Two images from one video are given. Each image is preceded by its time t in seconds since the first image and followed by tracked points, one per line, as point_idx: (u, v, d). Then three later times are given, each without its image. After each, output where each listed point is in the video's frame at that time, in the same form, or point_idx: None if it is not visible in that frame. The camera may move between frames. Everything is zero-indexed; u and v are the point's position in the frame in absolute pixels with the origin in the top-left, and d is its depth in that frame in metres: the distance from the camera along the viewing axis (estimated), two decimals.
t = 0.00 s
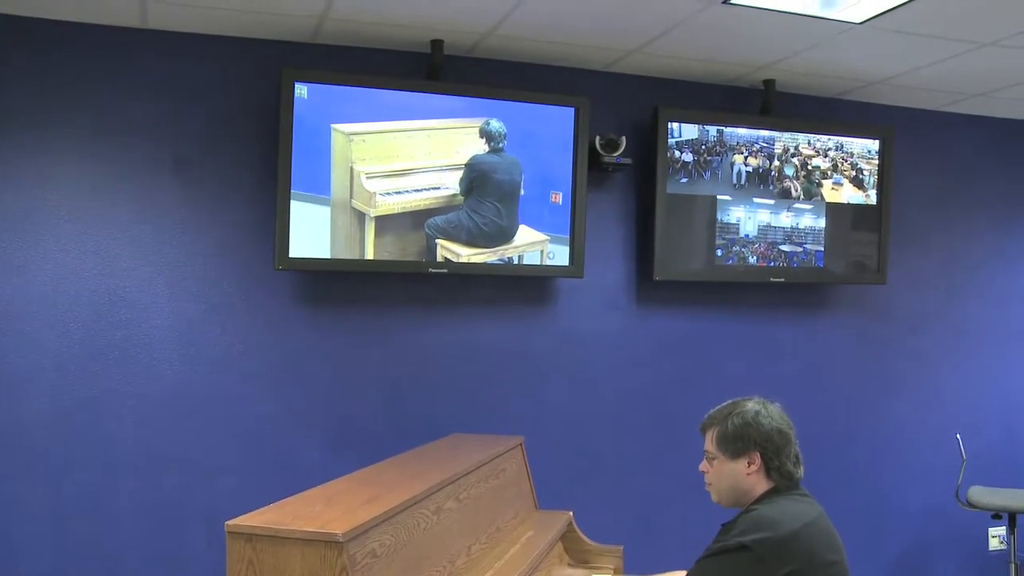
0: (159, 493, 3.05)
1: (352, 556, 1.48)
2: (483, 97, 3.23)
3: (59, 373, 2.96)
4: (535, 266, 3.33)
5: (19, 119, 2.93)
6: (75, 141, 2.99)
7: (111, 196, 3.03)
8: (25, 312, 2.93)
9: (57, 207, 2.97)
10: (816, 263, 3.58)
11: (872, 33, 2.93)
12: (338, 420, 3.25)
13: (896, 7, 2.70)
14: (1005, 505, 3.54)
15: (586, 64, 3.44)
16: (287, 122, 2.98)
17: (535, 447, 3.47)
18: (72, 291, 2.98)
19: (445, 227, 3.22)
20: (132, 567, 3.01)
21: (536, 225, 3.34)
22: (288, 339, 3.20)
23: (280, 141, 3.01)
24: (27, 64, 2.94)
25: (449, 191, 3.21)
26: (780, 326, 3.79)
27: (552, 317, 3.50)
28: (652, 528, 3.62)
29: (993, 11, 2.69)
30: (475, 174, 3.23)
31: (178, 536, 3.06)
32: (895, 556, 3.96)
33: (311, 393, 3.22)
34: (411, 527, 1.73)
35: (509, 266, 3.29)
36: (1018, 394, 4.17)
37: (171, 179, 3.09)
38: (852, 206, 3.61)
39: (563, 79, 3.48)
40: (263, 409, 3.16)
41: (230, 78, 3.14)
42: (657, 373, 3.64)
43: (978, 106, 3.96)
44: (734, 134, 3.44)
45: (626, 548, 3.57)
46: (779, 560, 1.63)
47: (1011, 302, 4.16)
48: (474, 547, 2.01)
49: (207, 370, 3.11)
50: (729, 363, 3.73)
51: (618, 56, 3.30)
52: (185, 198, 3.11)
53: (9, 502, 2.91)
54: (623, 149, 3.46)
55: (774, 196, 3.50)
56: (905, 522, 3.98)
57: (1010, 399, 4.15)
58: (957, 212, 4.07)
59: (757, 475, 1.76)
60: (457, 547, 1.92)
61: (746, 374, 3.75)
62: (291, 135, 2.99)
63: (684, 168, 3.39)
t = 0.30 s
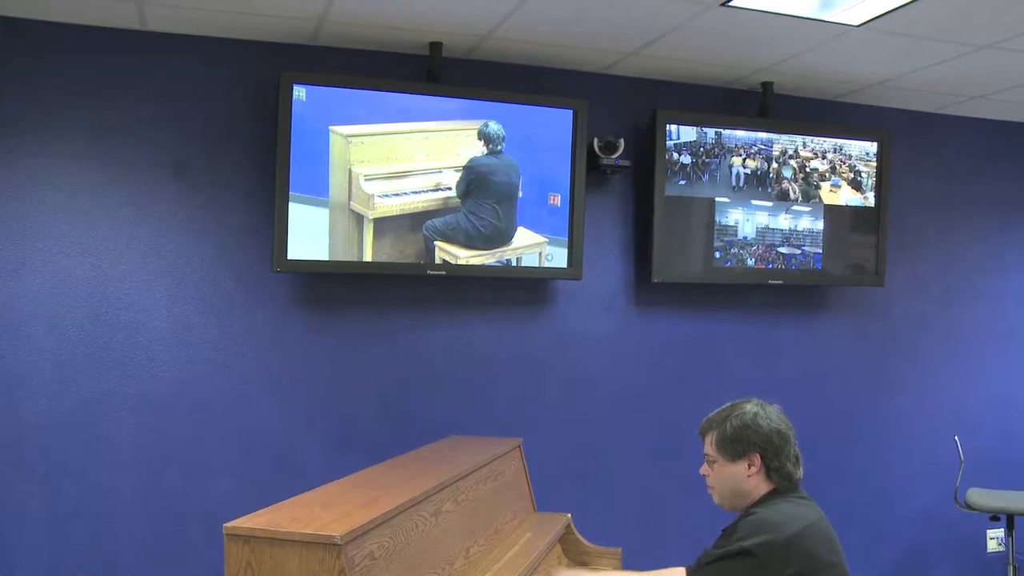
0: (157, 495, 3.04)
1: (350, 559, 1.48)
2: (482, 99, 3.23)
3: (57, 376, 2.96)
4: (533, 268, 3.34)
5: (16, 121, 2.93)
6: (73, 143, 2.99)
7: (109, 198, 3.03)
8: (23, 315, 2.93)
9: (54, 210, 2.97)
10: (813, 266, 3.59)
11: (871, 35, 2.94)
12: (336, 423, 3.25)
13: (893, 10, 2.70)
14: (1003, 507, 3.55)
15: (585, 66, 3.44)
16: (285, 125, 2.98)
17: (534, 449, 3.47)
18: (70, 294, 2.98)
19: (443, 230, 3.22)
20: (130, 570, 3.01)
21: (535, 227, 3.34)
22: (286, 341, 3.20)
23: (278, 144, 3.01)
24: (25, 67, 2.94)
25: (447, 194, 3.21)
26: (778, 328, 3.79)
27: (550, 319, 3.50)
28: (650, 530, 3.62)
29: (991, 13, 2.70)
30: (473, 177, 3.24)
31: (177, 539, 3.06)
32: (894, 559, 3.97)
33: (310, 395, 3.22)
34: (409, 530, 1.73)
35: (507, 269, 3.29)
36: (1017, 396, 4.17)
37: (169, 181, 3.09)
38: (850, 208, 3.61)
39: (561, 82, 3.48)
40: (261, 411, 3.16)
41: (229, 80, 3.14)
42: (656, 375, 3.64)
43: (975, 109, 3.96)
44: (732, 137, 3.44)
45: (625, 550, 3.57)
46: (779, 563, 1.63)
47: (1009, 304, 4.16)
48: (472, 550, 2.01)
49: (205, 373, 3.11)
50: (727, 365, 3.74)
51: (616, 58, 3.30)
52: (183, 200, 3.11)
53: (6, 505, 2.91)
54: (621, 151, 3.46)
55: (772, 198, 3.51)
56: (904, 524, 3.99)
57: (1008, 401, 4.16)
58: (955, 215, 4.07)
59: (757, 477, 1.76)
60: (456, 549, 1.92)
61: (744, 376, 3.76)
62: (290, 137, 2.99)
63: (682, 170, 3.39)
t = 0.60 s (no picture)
0: (156, 497, 3.04)
1: (350, 562, 1.47)
2: (482, 102, 3.23)
3: (57, 378, 2.96)
4: (533, 271, 3.34)
5: (16, 124, 2.93)
6: (72, 146, 2.99)
7: (109, 201, 3.03)
8: (23, 318, 2.93)
9: (54, 213, 2.97)
10: (813, 268, 3.59)
11: (870, 38, 2.94)
12: (335, 425, 3.25)
13: (893, 13, 2.70)
14: (1003, 510, 3.54)
15: (585, 70, 3.45)
16: (285, 127, 2.98)
17: (534, 452, 3.47)
18: (70, 296, 2.98)
19: (443, 232, 3.22)
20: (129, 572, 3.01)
21: (534, 230, 3.34)
22: (286, 344, 3.20)
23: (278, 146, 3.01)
24: (24, 70, 2.94)
25: (446, 196, 3.21)
26: (778, 331, 3.79)
27: (550, 322, 3.50)
28: (650, 533, 3.62)
29: (991, 16, 2.70)
30: (473, 180, 3.24)
31: (176, 542, 3.05)
32: (893, 561, 3.96)
33: (309, 398, 3.22)
34: (409, 532, 1.73)
35: (507, 272, 3.29)
36: (1016, 399, 4.17)
37: (169, 184, 3.09)
38: (849, 211, 3.61)
39: (561, 85, 3.48)
40: (260, 414, 3.16)
41: (229, 83, 3.14)
42: (655, 378, 3.64)
43: (975, 112, 3.96)
44: (732, 139, 3.44)
45: (624, 553, 3.57)
46: (777, 564, 1.63)
47: (1009, 307, 4.16)
48: (472, 553, 2.01)
49: (205, 376, 3.11)
50: (727, 368, 3.74)
51: (615, 61, 3.31)
52: (183, 203, 3.11)
53: (6, 508, 2.90)
54: (621, 154, 3.46)
55: (772, 201, 3.50)
56: (904, 527, 3.98)
57: (1008, 403, 4.15)
58: (955, 218, 4.07)
59: (758, 479, 1.76)
60: (455, 552, 1.92)
61: (744, 379, 3.76)
62: (289, 140, 2.99)
63: (682, 173, 3.39)
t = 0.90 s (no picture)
0: (156, 500, 3.04)
1: (349, 564, 1.47)
2: (481, 105, 3.23)
3: (57, 382, 2.96)
4: (533, 274, 3.34)
5: (16, 128, 2.93)
6: (72, 149, 2.99)
7: (109, 204, 3.03)
8: (23, 321, 2.93)
9: (55, 216, 2.97)
10: (813, 271, 3.59)
11: (870, 41, 2.94)
12: (335, 428, 3.25)
13: (893, 16, 2.71)
14: (1003, 513, 3.54)
15: (585, 72, 3.45)
16: (285, 130, 2.99)
17: (533, 455, 3.47)
18: (70, 300, 2.98)
19: (443, 235, 3.22)
20: None
21: (534, 233, 3.34)
22: (285, 347, 3.20)
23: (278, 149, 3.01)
24: (24, 73, 2.94)
25: (446, 199, 3.21)
26: (778, 334, 3.79)
27: (550, 325, 3.49)
28: (650, 536, 3.62)
29: (990, 19, 2.70)
30: (473, 183, 3.24)
31: (175, 545, 3.05)
32: (893, 564, 3.96)
33: (309, 401, 3.22)
34: (409, 535, 1.73)
35: (507, 274, 3.30)
36: (1016, 401, 4.17)
37: (169, 187, 3.10)
38: (849, 214, 3.61)
39: (561, 87, 3.49)
40: (260, 417, 3.16)
41: (229, 86, 3.14)
42: (655, 381, 3.64)
43: (975, 115, 3.97)
44: (732, 142, 3.44)
45: (624, 556, 3.57)
46: (779, 568, 1.62)
47: (1009, 310, 4.17)
48: (472, 556, 2.00)
49: (205, 379, 3.11)
50: (727, 370, 3.73)
51: (615, 64, 3.31)
52: (183, 206, 3.11)
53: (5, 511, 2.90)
54: (621, 157, 3.46)
55: (771, 204, 3.51)
56: (904, 529, 3.98)
57: (1008, 406, 4.15)
58: (954, 220, 4.07)
59: (759, 483, 1.76)
60: (455, 555, 1.92)
61: (744, 382, 3.75)
62: (289, 143, 3.00)
63: (681, 175, 3.39)
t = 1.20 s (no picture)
0: (155, 503, 3.04)
1: (350, 567, 1.47)
2: (481, 108, 3.24)
3: (57, 384, 2.96)
4: (533, 276, 3.34)
5: (17, 130, 2.93)
6: (71, 152, 2.99)
7: (109, 206, 3.03)
8: (23, 324, 2.93)
9: (55, 219, 2.97)
10: (813, 273, 3.58)
11: (870, 44, 2.95)
12: (335, 431, 3.25)
13: (893, 18, 2.71)
14: (1004, 516, 3.54)
15: (585, 75, 3.45)
16: (285, 133, 2.99)
17: (533, 458, 3.47)
18: (70, 302, 2.98)
19: (443, 238, 3.22)
20: None
21: (534, 235, 3.34)
22: (285, 350, 3.20)
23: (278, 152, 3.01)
24: (25, 75, 2.94)
25: (445, 202, 3.21)
26: (778, 337, 3.79)
27: (550, 328, 3.49)
28: (650, 538, 3.61)
29: (990, 22, 2.70)
30: (473, 186, 3.24)
31: (175, 547, 3.05)
32: (894, 567, 3.96)
33: (309, 405, 3.22)
34: (409, 538, 1.73)
35: (507, 276, 3.29)
36: (1016, 403, 4.17)
37: (169, 190, 3.10)
38: (849, 216, 3.61)
39: (561, 90, 3.49)
40: (260, 419, 3.16)
41: (229, 89, 3.14)
42: (655, 383, 3.64)
43: (974, 117, 3.97)
44: (732, 145, 3.44)
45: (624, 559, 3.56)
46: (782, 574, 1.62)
47: (1009, 312, 4.17)
48: (472, 558, 2.00)
49: (205, 381, 3.10)
50: (727, 373, 3.73)
51: (615, 67, 3.31)
52: (183, 209, 3.11)
53: (4, 513, 2.90)
54: (621, 160, 3.46)
55: (771, 207, 3.51)
56: (905, 532, 3.98)
57: (1007, 408, 4.16)
58: (954, 223, 4.08)
59: (760, 487, 1.76)
60: (455, 558, 1.92)
61: (744, 384, 3.75)
62: (289, 146, 3.00)
63: (682, 178, 3.39)
